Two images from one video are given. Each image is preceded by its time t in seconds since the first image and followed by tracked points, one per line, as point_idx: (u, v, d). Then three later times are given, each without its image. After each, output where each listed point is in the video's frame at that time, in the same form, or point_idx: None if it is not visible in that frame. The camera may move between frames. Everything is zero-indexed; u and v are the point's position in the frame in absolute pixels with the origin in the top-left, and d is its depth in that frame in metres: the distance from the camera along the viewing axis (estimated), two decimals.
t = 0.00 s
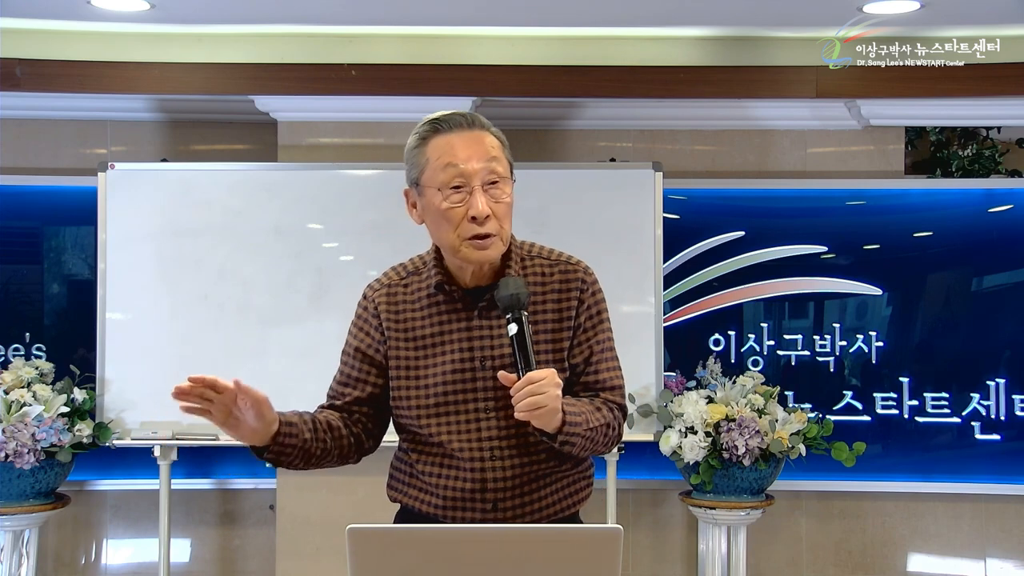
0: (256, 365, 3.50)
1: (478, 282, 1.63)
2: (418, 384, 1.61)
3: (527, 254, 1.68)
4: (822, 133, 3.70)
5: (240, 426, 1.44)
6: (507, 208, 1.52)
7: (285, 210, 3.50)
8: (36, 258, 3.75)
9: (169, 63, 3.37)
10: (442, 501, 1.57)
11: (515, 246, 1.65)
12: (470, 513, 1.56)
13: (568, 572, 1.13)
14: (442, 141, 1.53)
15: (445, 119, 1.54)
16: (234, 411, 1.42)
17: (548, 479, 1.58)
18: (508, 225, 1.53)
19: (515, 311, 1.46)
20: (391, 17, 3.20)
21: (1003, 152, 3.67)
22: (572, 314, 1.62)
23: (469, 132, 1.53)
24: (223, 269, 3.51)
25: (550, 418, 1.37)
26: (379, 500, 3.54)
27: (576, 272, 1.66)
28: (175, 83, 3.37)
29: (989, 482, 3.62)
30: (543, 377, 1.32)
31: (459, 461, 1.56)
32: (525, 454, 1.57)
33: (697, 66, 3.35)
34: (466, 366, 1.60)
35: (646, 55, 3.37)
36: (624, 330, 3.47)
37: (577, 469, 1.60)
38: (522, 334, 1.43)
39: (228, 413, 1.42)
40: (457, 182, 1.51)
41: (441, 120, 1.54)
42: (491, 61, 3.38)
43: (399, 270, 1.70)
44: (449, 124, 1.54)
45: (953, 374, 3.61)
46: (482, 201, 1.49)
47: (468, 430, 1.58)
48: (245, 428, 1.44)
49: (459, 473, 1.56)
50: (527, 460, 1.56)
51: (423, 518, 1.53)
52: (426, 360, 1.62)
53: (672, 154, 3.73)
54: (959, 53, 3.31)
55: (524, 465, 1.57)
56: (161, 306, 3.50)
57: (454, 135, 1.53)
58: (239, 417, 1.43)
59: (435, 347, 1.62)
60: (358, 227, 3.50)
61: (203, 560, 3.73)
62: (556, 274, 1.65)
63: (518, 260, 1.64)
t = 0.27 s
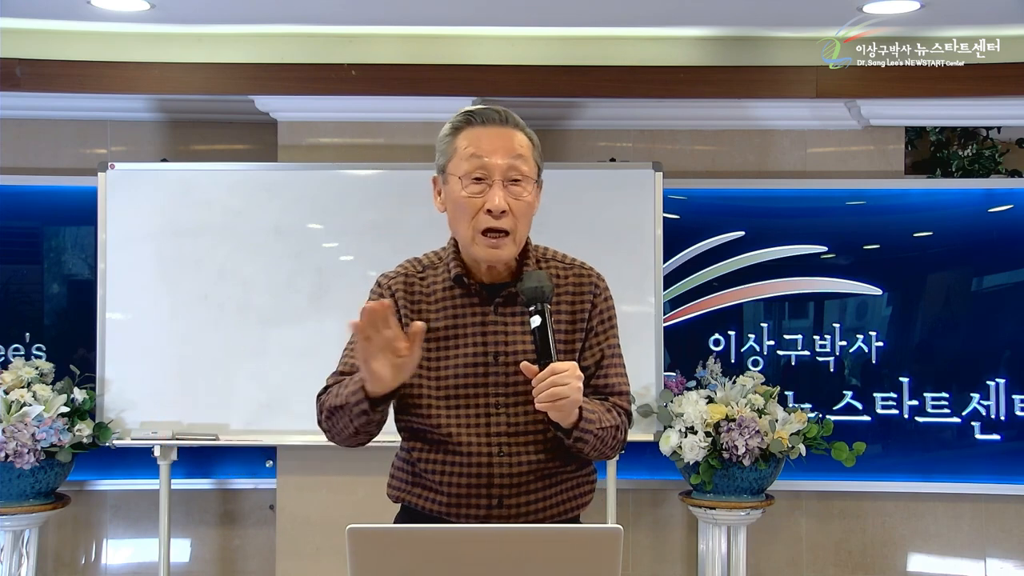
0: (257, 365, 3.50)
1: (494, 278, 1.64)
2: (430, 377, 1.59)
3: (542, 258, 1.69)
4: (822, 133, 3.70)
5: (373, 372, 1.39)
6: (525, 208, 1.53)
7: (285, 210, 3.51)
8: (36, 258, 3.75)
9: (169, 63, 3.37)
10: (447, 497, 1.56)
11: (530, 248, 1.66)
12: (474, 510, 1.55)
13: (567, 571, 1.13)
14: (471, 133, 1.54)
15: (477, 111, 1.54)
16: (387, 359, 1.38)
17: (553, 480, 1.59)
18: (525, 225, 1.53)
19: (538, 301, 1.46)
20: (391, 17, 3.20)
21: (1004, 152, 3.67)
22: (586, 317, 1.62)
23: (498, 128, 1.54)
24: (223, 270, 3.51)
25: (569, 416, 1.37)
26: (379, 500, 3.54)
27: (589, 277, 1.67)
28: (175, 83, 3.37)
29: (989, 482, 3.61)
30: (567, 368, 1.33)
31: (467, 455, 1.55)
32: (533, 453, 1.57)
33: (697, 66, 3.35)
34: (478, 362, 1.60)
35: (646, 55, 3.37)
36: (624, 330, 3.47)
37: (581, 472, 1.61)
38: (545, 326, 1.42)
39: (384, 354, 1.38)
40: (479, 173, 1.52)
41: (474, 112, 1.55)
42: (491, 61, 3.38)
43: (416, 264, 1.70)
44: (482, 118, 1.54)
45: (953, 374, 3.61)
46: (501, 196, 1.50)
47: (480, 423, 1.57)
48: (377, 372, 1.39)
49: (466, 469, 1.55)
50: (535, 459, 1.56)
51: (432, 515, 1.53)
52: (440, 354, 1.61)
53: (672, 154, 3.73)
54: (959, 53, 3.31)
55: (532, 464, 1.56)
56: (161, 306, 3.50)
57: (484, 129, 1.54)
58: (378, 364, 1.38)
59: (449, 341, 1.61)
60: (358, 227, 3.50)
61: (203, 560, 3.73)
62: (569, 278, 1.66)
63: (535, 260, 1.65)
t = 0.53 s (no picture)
0: (258, 365, 3.50)
1: (513, 283, 1.62)
2: (444, 381, 1.60)
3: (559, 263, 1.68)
4: (822, 133, 3.70)
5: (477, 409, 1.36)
6: (550, 225, 1.50)
7: (286, 210, 3.51)
8: (36, 258, 3.75)
9: (169, 63, 3.37)
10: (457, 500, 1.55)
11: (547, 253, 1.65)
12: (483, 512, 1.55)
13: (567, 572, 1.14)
14: (501, 145, 1.49)
15: (509, 122, 1.48)
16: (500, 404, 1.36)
17: (561, 485, 1.59)
18: (548, 240, 1.51)
19: (559, 314, 1.46)
20: (391, 17, 3.20)
21: (1004, 152, 3.67)
22: (599, 325, 1.62)
23: (528, 141, 1.49)
24: (223, 270, 3.51)
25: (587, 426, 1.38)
26: (379, 500, 3.54)
27: (603, 285, 1.66)
28: (175, 83, 3.37)
29: (989, 482, 3.61)
30: (589, 384, 1.33)
31: (482, 458, 1.54)
32: (545, 458, 1.56)
33: (697, 66, 3.35)
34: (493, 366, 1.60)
35: (646, 55, 3.37)
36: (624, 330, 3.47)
37: (586, 477, 1.62)
38: (565, 338, 1.41)
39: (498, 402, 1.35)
40: (507, 192, 1.48)
41: (505, 123, 1.48)
42: (491, 61, 3.38)
43: (430, 262, 1.68)
44: (512, 130, 1.48)
45: (953, 374, 3.61)
46: (528, 218, 1.47)
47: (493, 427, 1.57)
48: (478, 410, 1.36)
49: (480, 471, 1.54)
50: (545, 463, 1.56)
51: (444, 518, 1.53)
52: (455, 357, 1.61)
53: (672, 154, 3.73)
54: (959, 53, 3.31)
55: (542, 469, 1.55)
56: (161, 306, 3.50)
57: (514, 142, 1.49)
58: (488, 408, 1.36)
59: (465, 344, 1.61)
60: (358, 227, 3.50)
61: (203, 560, 3.73)
62: (585, 286, 1.65)
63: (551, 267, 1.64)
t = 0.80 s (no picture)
0: (258, 365, 3.50)
1: (518, 284, 1.63)
2: (448, 382, 1.59)
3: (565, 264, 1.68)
4: (822, 133, 3.70)
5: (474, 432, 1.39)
6: (557, 227, 1.50)
7: (286, 210, 3.51)
8: (36, 258, 3.75)
9: (169, 63, 3.37)
10: (461, 500, 1.56)
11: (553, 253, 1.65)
12: (488, 513, 1.55)
13: (568, 571, 1.14)
14: (508, 146, 1.49)
15: (516, 123, 1.48)
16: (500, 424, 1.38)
17: (566, 486, 1.59)
18: (555, 242, 1.51)
19: (564, 320, 1.45)
20: (391, 17, 3.20)
21: (1004, 152, 3.66)
22: (605, 328, 1.62)
23: (535, 142, 1.49)
24: (223, 270, 3.51)
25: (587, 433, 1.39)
26: (379, 500, 3.53)
27: (611, 286, 1.66)
28: (175, 83, 3.37)
29: (989, 482, 3.61)
30: (590, 391, 1.34)
31: (486, 459, 1.55)
32: (550, 459, 1.56)
33: (697, 66, 3.35)
34: (498, 366, 1.60)
35: (646, 55, 3.37)
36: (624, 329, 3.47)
37: (591, 478, 1.62)
38: (568, 343, 1.41)
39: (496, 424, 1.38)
40: (513, 193, 1.48)
41: (511, 123, 1.48)
42: (491, 61, 3.38)
43: (435, 262, 1.68)
44: (518, 131, 1.48)
45: (953, 374, 3.61)
46: (534, 219, 1.47)
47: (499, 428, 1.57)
48: (477, 432, 1.39)
49: (484, 473, 1.54)
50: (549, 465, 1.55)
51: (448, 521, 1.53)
52: (458, 359, 1.60)
53: (672, 154, 3.73)
54: (959, 53, 3.31)
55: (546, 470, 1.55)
56: (161, 306, 3.50)
57: (521, 143, 1.49)
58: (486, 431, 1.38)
59: (470, 345, 1.60)
60: (358, 227, 3.51)
61: (203, 560, 3.73)
62: (592, 286, 1.65)
63: (557, 268, 1.64)
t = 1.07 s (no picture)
0: (258, 365, 3.50)
1: (516, 284, 1.63)
2: (447, 381, 1.59)
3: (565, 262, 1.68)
4: (822, 133, 3.70)
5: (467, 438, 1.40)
6: (545, 228, 1.50)
7: (286, 210, 3.51)
8: (36, 258, 3.75)
9: (169, 63, 3.37)
10: (461, 500, 1.56)
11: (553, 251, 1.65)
12: (488, 513, 1.56)
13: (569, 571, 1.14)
14: (501, 144, 1.49)
15: (512, 122, 1.48)
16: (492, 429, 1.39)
17: (567, 486, 1.59)
18: (542, 242, 1.51)
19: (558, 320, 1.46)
20: (391, 17, 3.20)
21: (1004, 152, 3.66)
22: (606, 326, 1.62)
23: (530, 142, 1.48)
24: (223, 270, 3.51)
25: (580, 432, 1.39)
26: (379, 500, 3.53)
27: (612, 283, 1.65)
28: (175, 83, 3.37)
29: (989, 482, 3.61)
30: (582, 390, 1.34)
31: (485, 460, 1.55)
32: (549, 459, 1.56)
33: (697, 66, 3.35)
34: (498, 366, 1.60)
35: (646, 55, 3.37)
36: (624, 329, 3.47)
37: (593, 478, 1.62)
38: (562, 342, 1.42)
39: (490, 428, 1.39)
40: (502, 191, 1.48)
41: (506, 121, 1.49)
42: (491, 61, 3.38)
43: (435, 262, 1.67)
44: (512, 130, 1.48)
45: (953, 374, 3.61)
46: (520, 218, 1.47)
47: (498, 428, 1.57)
48: (466, 437, 1.40)
49: (482, 473, 1.55)
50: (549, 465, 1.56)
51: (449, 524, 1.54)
52: (458, 358, 1.60)
53: (672, 154, 3.73)
54: (959, 53, 3.31)
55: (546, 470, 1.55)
56: (161, 306, 3.50)
57: (515, 142, 1.49)
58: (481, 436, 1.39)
59: (469, 344, 1.60)
60: (358, 227, 3.51)
61: (203, 560, 3.73)
62: (592, 284, 1.64)
63: (558, 267, 1.64)
